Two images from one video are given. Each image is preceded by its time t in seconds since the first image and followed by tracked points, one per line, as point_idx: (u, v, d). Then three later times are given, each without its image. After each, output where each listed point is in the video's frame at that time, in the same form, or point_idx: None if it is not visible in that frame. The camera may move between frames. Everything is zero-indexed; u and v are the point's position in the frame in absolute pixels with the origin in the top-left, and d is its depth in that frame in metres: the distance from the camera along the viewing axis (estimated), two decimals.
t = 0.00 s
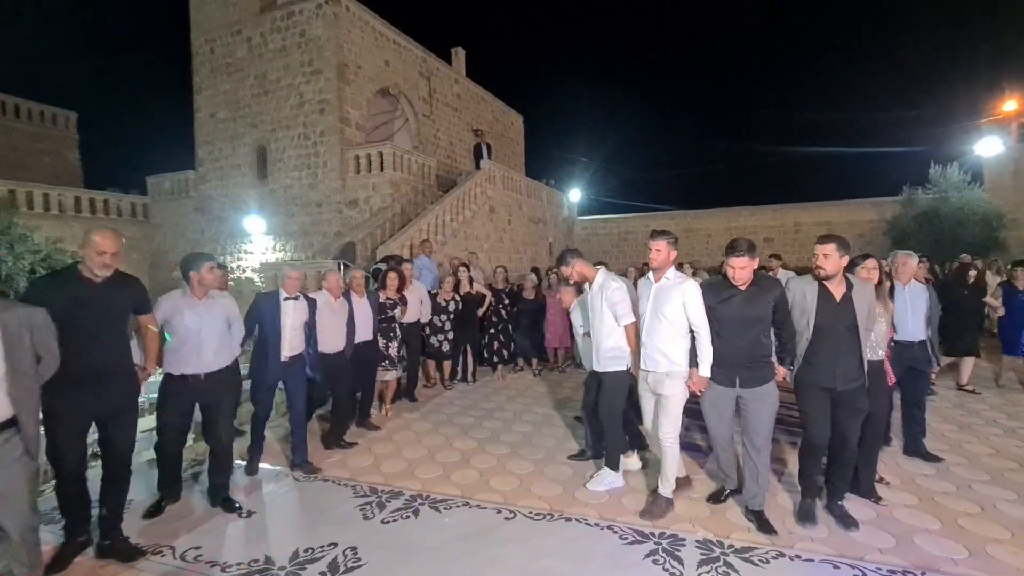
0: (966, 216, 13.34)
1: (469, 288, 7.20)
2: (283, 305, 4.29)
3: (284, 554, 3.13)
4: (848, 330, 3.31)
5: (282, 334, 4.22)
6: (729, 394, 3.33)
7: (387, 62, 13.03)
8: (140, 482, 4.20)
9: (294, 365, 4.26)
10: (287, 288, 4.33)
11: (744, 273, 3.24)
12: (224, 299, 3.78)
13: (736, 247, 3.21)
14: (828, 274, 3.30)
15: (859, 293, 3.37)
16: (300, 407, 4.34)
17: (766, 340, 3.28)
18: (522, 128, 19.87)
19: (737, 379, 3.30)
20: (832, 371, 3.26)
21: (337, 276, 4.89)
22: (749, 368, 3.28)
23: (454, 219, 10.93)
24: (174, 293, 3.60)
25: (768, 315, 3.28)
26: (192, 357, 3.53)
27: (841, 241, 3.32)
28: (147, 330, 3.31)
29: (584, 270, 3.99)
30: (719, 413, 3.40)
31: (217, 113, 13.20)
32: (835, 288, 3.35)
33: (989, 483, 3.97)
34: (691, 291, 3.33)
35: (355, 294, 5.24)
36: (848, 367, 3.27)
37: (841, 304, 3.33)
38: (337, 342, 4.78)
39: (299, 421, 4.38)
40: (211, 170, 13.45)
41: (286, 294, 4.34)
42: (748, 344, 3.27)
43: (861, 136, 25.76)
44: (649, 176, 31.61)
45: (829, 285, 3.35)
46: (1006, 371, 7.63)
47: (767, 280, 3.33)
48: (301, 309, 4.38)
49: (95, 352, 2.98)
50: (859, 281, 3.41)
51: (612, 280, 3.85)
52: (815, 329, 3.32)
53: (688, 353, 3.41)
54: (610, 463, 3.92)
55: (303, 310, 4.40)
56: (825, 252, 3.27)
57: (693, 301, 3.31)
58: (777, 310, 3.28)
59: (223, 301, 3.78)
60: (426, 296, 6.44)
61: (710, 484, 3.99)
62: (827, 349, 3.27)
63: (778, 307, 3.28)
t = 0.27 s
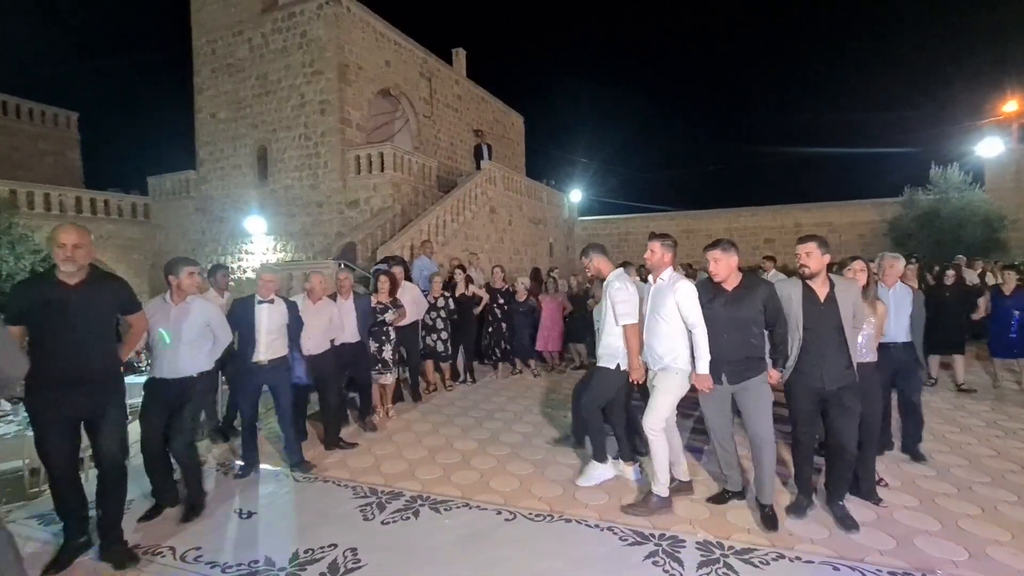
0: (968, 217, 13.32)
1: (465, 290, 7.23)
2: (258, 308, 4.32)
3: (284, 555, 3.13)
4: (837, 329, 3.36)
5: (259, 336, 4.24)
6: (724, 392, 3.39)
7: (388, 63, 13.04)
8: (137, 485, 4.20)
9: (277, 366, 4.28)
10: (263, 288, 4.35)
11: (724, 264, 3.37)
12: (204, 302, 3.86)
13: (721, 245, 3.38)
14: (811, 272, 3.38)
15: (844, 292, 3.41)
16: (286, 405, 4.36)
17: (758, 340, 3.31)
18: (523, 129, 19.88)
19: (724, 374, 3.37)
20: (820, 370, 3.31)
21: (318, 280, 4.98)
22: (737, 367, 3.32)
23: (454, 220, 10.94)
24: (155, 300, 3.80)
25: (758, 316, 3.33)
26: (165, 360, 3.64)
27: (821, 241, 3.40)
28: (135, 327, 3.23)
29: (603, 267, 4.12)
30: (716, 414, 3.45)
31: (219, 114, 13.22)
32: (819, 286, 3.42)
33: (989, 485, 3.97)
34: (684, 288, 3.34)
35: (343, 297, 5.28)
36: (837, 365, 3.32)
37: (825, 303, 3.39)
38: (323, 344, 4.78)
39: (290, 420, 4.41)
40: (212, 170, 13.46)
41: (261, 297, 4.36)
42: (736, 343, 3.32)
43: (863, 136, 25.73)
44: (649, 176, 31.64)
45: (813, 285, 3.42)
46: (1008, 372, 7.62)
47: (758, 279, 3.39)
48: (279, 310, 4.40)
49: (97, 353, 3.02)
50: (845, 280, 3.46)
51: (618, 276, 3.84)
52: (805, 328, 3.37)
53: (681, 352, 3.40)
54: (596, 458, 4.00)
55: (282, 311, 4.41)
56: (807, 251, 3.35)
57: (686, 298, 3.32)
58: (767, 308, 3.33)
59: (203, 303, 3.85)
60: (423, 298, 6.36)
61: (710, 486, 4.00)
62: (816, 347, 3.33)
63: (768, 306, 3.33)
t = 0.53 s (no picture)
0: (969, 218, 13.31)
1: (464, 290, 7.15)
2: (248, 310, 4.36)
3: (284, 554, 3.13)
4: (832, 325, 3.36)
5: (250, 335, 4.27)
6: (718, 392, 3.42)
7: (389, 63, 13.05)
8: (138, 484, 4.20)
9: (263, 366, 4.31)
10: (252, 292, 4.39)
11: (722, 259, 3.38)
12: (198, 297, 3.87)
13: (721, 241, 3.40)
14: (801, 275, 3.37)
15: (838, 291, 3.41)
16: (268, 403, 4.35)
17: (758, 338, 3.30)
18: (523, 129, 19.89)
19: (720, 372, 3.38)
20: (816, 368, 3.31)
21: (304, 277, 4.90)
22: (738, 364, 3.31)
23: (455, 220, 10.95)
24: (151, 300, 3.84)
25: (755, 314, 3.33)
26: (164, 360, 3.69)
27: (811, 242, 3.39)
28: (132, 328, 3.16)
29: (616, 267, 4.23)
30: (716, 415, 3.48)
31: (220, 114, 13.22)
32: (812, 287, 3.41)
33: (990, 485, 3.97)
34: (675, 287, 3.39)
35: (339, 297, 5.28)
36: (834, 363, 3.31)
37: (818, 302, 3.39)
38: (315, 343, 4.85)
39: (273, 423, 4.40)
40: (213, 170, 13.47)
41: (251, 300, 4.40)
42: (734, 341, 3.32)
43: (864, 137, 25.71)
44: (650, 177, 31.65)
45: (806, 287, 3.41)
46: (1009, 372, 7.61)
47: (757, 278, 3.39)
48: (270, 310, 4.43)
49: (88, 354, 2.96)
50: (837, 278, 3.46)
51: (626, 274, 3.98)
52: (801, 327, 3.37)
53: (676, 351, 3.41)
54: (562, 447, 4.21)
55: (270, 313, 4.41)
56: (797, 254, 3.35)
57: (676, 296, 3.38)
58: (762, 306, 3.31)
59: (198, 300, 3.86)
60: (423, 298, 6.31)
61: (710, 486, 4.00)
62: (811, 344, 3.32)
63: (765, 304, 3.31)
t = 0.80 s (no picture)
0: (971, 218, 13.29)
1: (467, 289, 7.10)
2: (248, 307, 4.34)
3: (285, 553, 3.13)
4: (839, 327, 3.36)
5: (250, 332, 4.26)
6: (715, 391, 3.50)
7: (391, 63, 13.06)
8: (140, 483, 4.21)
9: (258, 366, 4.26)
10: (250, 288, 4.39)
11: (725, 256, 3.39)
12: (197, 292, 3.84)
13: (726, 241, 3.40)
14: (806, 274, 3.40)
15: (846, 291, 3.40)
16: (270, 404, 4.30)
17: (756, 339, 3.25)
18: (524, 129, 19.88)
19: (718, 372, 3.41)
20: (820, 368, 3.33)
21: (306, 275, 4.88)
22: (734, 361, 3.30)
23: (456, 220, 10.95)
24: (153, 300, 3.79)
25: (751, 314, 3.30)
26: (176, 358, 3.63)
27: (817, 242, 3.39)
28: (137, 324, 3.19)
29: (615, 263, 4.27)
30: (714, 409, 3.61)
31: (222, 114, 13.24)
32: (819, 286, 3.41)
33: (991, 486, 3.96)
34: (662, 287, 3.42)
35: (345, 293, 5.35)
36: (839, 364, 3.32)
37: (824, 302, 3.39)
38: (324, 337, 4.81)
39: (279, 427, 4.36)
40: (215, 170, 13.48)
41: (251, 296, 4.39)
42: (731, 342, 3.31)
43: (866, 137, 25.68)
44: (651, 178, 31.65)
45: (812, 286, 3.44)
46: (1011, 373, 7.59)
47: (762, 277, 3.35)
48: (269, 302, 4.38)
49: (86, 355, 2.97)
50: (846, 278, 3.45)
51: (620, 274, 4.12)
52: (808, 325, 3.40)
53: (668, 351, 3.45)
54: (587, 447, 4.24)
55: (271, 308, 4.36)
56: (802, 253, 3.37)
57: (659, 295, 3.43)
58: (759, 307, 3.28)
59: (197, 295, 3.84)
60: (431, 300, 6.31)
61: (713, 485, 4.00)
62: (816, 345, 3.35)
63: (763, 303, 3.27)
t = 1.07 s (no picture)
0: (973, 219, 13.27)
1: (470, 289, 7.14)
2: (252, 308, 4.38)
3: (286, 554, 3.13)
4: (847, 331, 3.34)
5: (254, 328, 4.33)
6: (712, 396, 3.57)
7: (392, 64, 13.07)
8: (141, 483, 4.21)
9: (261, 366, 4.25)
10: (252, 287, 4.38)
11: (730, 255, 3.41)
12: (191, 290, 3.80)
13: (733, 240, 3.43)
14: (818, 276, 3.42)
15: (860, 296, 3.37)
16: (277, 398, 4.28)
17: (747, 341, 3.29)
18: (525, 129, 19.88)
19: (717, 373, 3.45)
20: (824, 369, 3.34)
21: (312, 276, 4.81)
22: (727, 363, 3.35)
23: (457, 220, 10.96)
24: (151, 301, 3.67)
25: (745, 316, 3.31)
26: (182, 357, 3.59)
27: (836, 248, 3.38)
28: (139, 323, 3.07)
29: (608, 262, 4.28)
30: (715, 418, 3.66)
31: (223, 114, 13.26)
32: (833, 290, 3.40)
33: (993, 487, 3.95)
34: (647, 288, 3.45)
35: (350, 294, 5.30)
36: (844, 367, 3.30)
37: (835, 304, 3.39)
38: (331, 339, 4.75)
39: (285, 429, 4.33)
40: (216, 170, 13.50)
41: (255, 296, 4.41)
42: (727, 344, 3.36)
43: (867, 138, 25.67)
44: (651, 178, 31.65)
45: (826, 289, 3.44)
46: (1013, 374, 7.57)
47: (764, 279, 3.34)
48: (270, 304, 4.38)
49: (78, 359, 2.94)
50: (862, 282, 3.41)
51: (606, 274, 4.16)
52: (819, 326, 3.41)
53: (656, 350, 3.47)
54: (592, 449, 4.21)
55: (275, 307, 4.35)
56: (813, 257, 3.39)
57: (643, 295, 3.47)
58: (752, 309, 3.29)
59: (192, 292, 3.80)
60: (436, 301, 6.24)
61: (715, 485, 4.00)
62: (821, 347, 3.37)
63: (756, 306, 3.27)
